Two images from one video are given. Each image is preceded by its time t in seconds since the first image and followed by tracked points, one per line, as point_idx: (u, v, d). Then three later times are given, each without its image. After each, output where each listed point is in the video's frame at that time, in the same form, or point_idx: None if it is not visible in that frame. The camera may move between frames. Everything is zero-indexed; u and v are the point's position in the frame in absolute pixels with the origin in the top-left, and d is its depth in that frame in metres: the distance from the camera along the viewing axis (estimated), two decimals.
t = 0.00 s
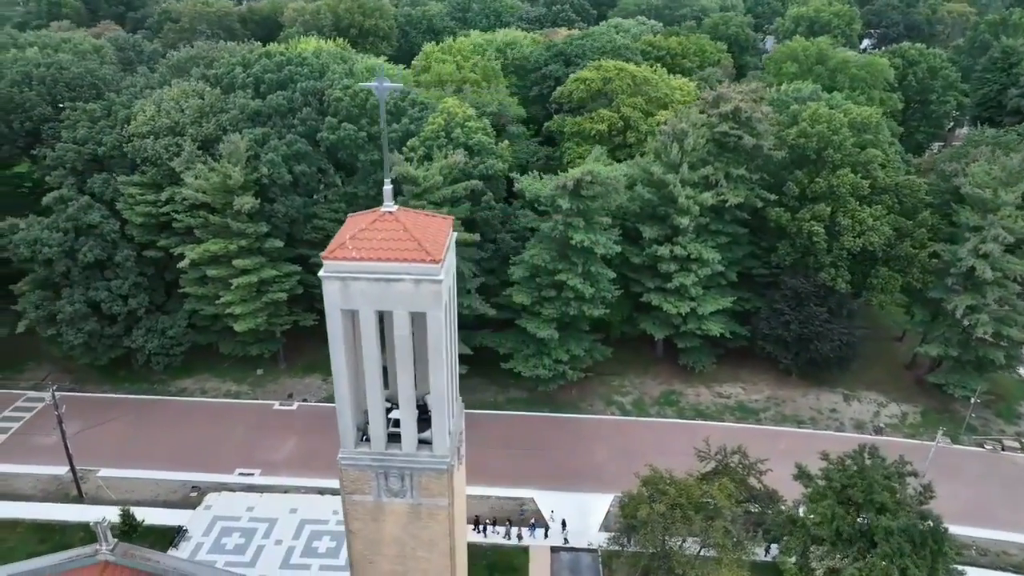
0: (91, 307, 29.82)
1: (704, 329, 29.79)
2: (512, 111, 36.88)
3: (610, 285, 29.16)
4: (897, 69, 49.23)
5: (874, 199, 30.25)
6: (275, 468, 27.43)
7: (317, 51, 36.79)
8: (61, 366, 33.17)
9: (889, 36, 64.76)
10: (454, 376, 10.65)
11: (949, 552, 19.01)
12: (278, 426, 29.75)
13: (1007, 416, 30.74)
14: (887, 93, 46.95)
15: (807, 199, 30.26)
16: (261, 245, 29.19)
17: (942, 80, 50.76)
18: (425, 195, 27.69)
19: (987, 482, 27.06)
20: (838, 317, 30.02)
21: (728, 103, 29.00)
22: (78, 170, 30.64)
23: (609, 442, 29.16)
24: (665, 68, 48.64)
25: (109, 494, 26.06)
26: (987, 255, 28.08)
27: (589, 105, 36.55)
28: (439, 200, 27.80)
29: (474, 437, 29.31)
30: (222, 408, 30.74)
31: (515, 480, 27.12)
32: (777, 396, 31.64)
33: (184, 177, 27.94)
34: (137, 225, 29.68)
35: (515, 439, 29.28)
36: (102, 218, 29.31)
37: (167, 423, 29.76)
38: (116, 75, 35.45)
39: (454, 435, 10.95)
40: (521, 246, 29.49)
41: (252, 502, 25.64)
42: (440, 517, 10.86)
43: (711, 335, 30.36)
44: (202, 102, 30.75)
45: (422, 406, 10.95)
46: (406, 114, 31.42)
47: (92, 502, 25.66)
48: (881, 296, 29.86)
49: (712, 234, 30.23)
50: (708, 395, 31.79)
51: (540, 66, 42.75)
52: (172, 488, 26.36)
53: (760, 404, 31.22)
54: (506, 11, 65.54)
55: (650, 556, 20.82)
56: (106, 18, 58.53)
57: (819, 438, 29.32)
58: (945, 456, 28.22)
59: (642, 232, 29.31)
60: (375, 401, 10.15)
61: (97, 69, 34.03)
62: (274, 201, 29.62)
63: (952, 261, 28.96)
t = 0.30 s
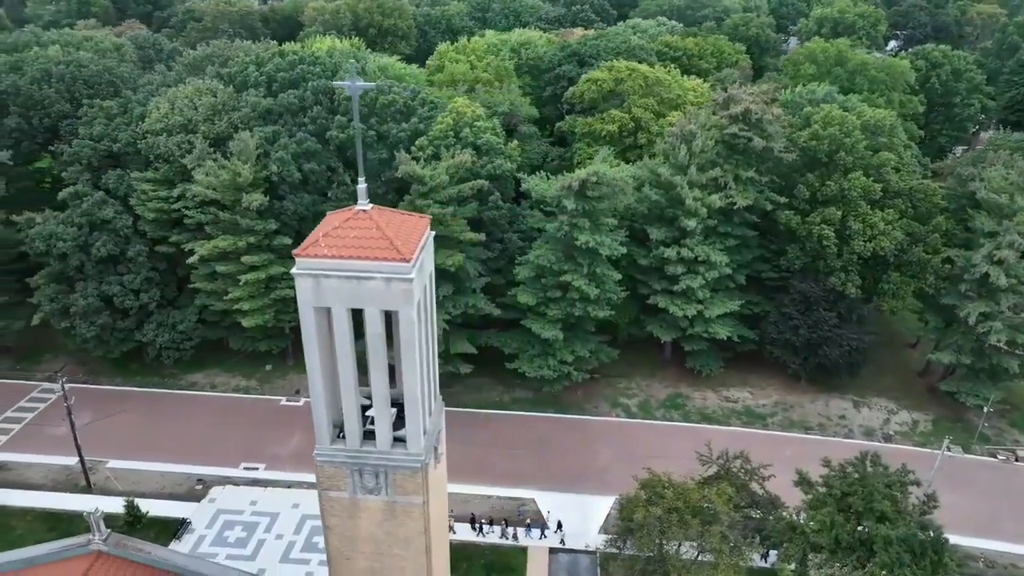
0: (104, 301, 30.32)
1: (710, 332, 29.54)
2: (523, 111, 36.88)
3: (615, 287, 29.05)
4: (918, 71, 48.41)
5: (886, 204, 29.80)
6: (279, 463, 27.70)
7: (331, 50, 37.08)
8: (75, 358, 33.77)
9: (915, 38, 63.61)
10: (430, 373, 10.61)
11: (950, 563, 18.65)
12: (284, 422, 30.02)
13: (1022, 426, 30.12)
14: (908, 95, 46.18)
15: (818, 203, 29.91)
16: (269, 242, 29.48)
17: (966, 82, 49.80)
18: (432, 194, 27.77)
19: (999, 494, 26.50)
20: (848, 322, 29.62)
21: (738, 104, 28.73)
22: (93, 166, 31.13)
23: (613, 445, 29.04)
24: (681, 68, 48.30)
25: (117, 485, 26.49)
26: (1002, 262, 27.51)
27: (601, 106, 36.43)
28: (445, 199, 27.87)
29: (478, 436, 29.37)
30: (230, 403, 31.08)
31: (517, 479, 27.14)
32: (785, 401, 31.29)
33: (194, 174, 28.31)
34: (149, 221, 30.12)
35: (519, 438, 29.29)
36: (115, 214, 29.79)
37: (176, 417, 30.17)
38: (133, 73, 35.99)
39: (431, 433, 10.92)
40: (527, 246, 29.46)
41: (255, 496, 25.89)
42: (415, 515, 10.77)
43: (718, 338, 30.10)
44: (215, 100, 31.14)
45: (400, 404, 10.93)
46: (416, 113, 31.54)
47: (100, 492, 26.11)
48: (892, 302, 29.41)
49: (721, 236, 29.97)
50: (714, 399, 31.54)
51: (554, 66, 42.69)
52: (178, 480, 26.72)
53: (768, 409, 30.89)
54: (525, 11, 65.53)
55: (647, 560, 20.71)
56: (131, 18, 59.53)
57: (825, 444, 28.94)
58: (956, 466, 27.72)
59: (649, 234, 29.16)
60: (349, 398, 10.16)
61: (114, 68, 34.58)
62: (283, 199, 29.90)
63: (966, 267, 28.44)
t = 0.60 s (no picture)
0: (118, 295, 30.83)
1: (718, 336, 29.27)
2: (535, 112, 36.88)
3: (622, 288, 28.92)
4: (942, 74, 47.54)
5: (900, 208, 29.31)
6: (284, 459, 27.95)
7: (346, 50, 37.36)
8: (91, 351, 34.38)
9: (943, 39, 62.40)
10: (407, 372, 10.53)
11: None
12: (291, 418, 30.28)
13: None
14: (930, 98, 45.39)
15: (829, 206, 29.54)
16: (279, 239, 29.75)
17: (993, 85, 48.78)
18: (439, 193, 27.83)
19: (1012, 506, 25.91)
20: (859, 328, 29.19)
21: (749, 106, 28.44)
22: (110, 163, 31.64)
23: (618, 447, 28.91)
24: (698, 69, 47.90)
25: (125, 477, 26.92)
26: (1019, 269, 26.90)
27: (613, 106, 36.29)
28: (452, 198, 27.91)
29: (483, 435, 29.42)
30: (239, 398, 31.44)
31: (519, 479, 27.13)
32: (794, 407, 30.93)
33: (206, 171, 28.67)
34: (162, 217, 30.57)
35: (523, 438, 29.28)
36: (130, 210, 30.26)
37: (185, 411, 30.58)
38: (152, 71, 36.53)
39: (408, 432, 10.89)
40: (534, 246, 29.42)
41: (259, 491, 26.13)
42: (391, 513, 10.78)
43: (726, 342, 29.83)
44: (229, 98, 31.50)
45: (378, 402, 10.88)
46: (426, 113, 31.67)
47: (108, 483, 26.56)
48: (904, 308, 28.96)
49: (730, 239, 29.69)
50: (722, 403, 31.28)
51: (568, 67, 42.60)
52: (185, 473, 27.09)
53: (776, 415, 30.55)
54: (546, 11, 65.41)
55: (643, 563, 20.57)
56: (157, 17, 60.52)
57: (833, 451, 28.55)
58: (967, 477, 27.18)
59: (657, 236, 28.99)
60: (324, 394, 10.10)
61: (132, 66, 35.11)
62: (293, 196, 30.18)
63: (981, 273, 27.89)
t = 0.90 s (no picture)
0: (134, 289, 31.39)
1: (728, 340, 28.98)
2: (550, 112, 36.83)
3: (631, 290, 28.78)
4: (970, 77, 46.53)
5: (917, 213, 28.75)
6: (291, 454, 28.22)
7: (363, 49, 37.65)
8: (109, 343, 35.06)
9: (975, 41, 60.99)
10: (386, 369, 10.44)
11: None
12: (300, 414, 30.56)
13: None
14: (957, 102, 44.47)
15: (844, 210, 29.11)
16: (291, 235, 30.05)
17: None
18: (448, 192, 27.93)
19: None
20: (872, 334, 28.70)
21: (763, 108, 28.12)
22: (129, 159, 32.24)
23: (624, 450, 28.71)
24: (718, 71, 47.41)
25: (136, 467, 27.40)
26: None
27: (628, 107, 36.12)
28: (461, 198, 27.99)
29: (489, 434, 29.47)
30: (250, 392, 31.81)
31: (524, 480, 27.10)
32: (806, 413, 30.51)
33: (220, 168, 29.08)
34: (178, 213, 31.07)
35: (529, 439, 29.20)
36: (147, 205, 30.80)
37: (198, 403, 31.04)
38: (173, 69, 37.14)
39: (388, 431, 10.83)
40: (544, 247, 29.38)
41: (265, 484, 26.44)
42: (369, 510, 10.73)
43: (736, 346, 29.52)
44: (245, 96, 31.90)
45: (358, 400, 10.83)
46: (439, 112, 31.84)
47: (119, 473, 27.05)
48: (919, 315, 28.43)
49: (742, 242, 29.38)
50: (732, 408, 30.96)
51: (585, 67, 42.47)
52: (194, 465, 27.49)
53: (787, 421, 30.16)
54: (569, 12, 65.28)
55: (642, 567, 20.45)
56: (184, 16, 61.52)
57: (843, 459, 28.11)
58: (982, 489, 26.54)
59: (667, 238, 28.80)
60: (301, 391, 10.05)
61: (154, 63, 35.73)
62: (306, 194, 30.48)
63: (1000, 281, 27.26)
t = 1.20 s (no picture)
0: (150, 283, 31.93)
1: (738, 344, 28.69)
2: (565, 112, 36.72)
3: (640, 293, 28.63)
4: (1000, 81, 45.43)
5: (934, 219, 28.22)
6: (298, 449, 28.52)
7: (380, 48, 37.88)
8: (127, 336, 35.70)
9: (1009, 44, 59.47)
10: (366, 365, 10.45)
11: None
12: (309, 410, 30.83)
13: None
14: (984, 105, 43.44)
15: (859, 215, 28.67)
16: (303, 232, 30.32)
17: None
18: (458, 192, 28.01)
19: None
20: (886, 342, 28.16)
21: (778, 110, 27.77)
22: (148, 155, 32.79)
23: (630, 453, 28.53)
24: (738, 72, 46.87)
25: (148, 458, 27.87)
26: None
27: (644, 108, 35.88)
28: (470, 197, 28.03)
29: (495, 435, 29.48)
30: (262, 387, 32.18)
31: (528, 480, 27.08)
32: (817, 420, 30.08)
33: (235, 165, 29.44)
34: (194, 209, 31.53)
35: (535, 441, 29.15)
36: (164, 201, 31.30)
37: (210, 396, 31.48)
38: (193, 67, 37.70)
39: (369, 427, 10.85)
40: (553, 247, 29.33)
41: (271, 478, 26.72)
42: (348, 507, 10.75)
43: (747, 350, 29.21)
44: (262, 95, 32.25)
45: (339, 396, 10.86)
46: (452, 111, 31.94)
47: (131, 463, 27.53)
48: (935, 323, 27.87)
49: (754, 246, 29.03)
50: (742, 413, 30.62)
51: (603, 68, 42.30)
52: (203, 457, 27.88)
53: (798, 427, 29.77)
54: (593, 12, 64.99)
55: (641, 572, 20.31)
56: (212, 16, 62.41)
57: (853, 467, 27.66)
58: (998, 501, 25.91)
59: (678, 240, 28.57)
60: (281, 387, 10.09)
61: (175, 62, 36.29)
62: (318, 192, 30.79)
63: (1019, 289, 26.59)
